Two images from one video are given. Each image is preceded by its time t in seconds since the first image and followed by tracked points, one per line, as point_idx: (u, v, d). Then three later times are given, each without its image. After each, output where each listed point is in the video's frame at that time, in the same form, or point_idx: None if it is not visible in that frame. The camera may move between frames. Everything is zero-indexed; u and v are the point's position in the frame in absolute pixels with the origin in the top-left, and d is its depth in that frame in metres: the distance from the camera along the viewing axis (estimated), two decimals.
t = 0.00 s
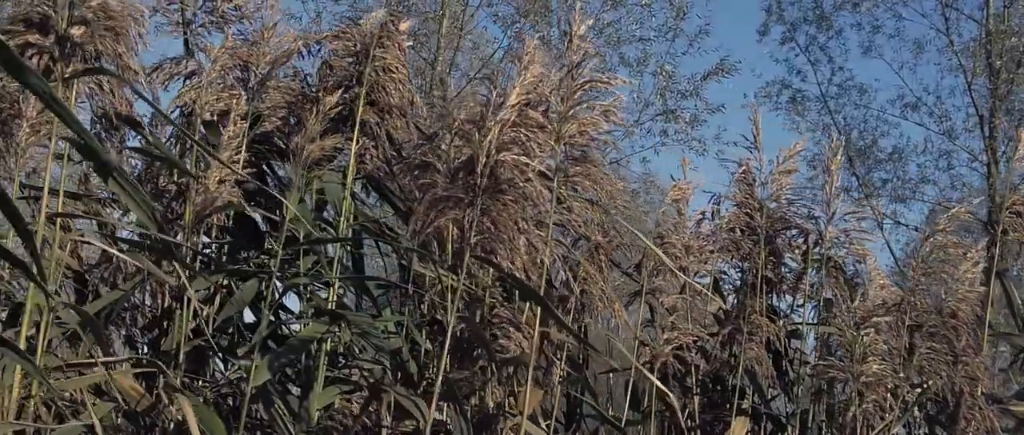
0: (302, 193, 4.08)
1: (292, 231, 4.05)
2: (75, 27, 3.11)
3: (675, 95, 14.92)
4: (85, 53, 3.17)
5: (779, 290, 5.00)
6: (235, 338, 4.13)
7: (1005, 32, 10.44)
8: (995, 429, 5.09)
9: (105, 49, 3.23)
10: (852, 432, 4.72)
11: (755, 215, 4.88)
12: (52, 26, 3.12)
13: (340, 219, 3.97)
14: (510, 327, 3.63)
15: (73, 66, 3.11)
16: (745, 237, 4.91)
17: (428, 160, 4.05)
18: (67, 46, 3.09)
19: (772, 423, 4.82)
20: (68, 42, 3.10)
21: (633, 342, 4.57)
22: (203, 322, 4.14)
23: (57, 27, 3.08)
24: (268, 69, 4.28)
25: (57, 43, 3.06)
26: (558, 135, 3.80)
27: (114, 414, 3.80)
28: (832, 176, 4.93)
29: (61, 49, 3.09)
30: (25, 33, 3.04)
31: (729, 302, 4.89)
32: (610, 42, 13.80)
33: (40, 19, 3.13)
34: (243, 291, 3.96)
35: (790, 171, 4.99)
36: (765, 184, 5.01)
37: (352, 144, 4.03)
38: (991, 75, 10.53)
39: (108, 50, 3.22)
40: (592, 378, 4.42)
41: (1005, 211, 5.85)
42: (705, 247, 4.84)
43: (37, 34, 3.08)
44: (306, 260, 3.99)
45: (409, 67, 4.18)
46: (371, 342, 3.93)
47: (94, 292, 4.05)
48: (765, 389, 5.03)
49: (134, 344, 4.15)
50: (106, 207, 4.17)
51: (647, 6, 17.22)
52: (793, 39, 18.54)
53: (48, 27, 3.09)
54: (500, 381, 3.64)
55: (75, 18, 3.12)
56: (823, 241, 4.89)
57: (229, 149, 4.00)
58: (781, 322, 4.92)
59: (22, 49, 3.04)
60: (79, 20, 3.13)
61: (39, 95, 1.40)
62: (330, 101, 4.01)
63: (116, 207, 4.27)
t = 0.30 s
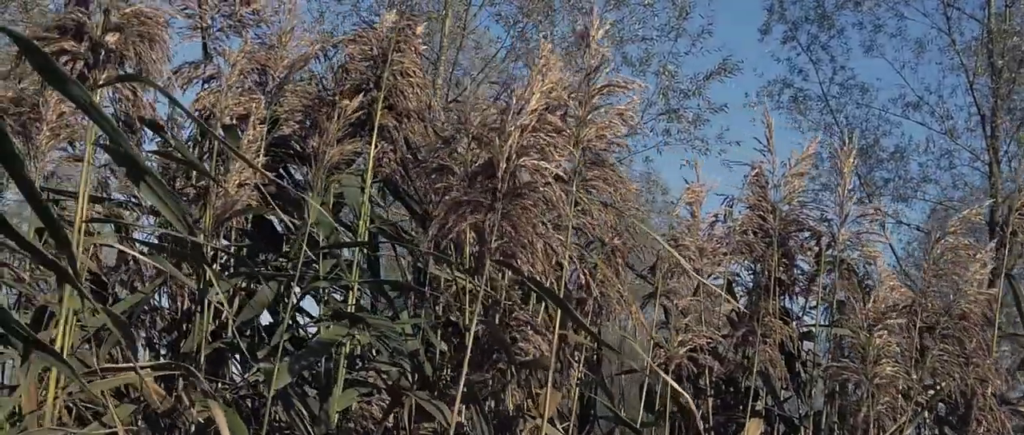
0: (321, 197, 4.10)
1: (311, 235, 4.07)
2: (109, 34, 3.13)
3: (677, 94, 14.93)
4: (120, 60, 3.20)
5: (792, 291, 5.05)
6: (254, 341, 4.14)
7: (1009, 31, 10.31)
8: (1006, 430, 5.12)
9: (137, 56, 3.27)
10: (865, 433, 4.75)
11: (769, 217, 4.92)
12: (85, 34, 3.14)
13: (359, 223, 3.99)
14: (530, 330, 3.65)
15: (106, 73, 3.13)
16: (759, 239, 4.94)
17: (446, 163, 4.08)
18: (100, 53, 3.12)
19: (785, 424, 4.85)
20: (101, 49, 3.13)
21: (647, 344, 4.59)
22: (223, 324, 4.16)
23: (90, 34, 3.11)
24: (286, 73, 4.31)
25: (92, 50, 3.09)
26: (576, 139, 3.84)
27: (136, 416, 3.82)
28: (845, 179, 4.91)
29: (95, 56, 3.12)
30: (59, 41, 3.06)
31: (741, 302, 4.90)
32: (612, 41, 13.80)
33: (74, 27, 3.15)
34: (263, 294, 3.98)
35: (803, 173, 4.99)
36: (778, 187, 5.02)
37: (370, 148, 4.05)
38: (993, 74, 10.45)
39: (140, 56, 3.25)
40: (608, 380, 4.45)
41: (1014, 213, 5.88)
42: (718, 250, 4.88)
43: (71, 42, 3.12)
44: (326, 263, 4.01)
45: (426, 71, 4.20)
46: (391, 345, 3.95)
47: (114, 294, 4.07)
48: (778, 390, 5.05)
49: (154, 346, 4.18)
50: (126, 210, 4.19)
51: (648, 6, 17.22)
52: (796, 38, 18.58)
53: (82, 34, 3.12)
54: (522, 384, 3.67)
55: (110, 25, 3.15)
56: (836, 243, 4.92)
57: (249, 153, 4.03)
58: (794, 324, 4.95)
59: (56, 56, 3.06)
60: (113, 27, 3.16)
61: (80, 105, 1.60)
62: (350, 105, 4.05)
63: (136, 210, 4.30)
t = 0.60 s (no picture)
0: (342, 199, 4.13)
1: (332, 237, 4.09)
2: (147, 39, 3.14)
3: (681, 95, 14.97)
4: (158, 65, 3.21)
5: (806, 293, 5.07)
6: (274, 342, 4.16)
7: (1011, 31, 10.50)
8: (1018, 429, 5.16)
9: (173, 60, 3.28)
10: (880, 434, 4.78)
11: (783, 219, 4.95)
12: (123, 38, 3.15)
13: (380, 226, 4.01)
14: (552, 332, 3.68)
15: (144, 78, 3.14)
16: (773, 240, 4.97)
17: (466, 166, 4.11)
18: (138, 58, 3.13)
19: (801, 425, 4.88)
20: (139, 54, 3.14)
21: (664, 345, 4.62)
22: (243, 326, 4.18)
23: (128, 39, 3.12)
24: (304, 76, 4.35)
25: (130, 55, 3.10)
26: (597, 142, 3.87)
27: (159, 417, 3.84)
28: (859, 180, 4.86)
29: (133, 61, 3.13)
30: (98, 46, 3.07)
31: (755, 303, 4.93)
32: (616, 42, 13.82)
33: (112, 31, 3.16)
34: (284, 296, 4.00)
35: (817, 175, 4.93)
36: (792, 189, 5.02)
37: (391, 150, 4.08)
38: (996, 74, 10.58)
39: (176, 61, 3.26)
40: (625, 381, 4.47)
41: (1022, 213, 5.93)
42: (733, 251, 4.90)
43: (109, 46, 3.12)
44: (347, 265, 4.03)
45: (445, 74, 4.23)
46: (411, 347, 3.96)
47: (134, 296, 4.08)
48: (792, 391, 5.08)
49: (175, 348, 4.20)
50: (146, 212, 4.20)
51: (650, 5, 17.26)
52: (796, 38, 18.65)
53: (120, 39, 3.13)
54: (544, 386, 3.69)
55: (148, 30, 3.16)
56: (850, 245, 4.96)
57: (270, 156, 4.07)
58: (808, 325, 4.98)
59: (95, 60, 3.07)
60: (151, 32, 3.17)
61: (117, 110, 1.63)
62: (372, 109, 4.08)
63: (155, 212, 4.31)
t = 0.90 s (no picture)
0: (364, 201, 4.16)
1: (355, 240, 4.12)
2: (184, 44, 3.19)
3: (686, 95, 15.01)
4: (193, 70, 3.26)
5: (821, 295, 5.10)
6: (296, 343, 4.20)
7: (1015, 31, 10.50)
8: None
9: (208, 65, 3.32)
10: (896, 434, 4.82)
11: (798, 220, 4.99)
12: (160, 43, 3.20)
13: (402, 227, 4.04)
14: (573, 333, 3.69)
15: (180, 82, 3.18)
16: (789, 242, 5.01)
17: (487, 169, 4.15)
18: (175, 63, 3.17)
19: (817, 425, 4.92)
20: (175, 58, 3.19)
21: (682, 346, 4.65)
22: (266, 327, 4.21)
23: (165, 44, 3.16)
24: (325, 79, 4.46)
25: (167, 59, 3.14)
26: (618, 145, 3.87)
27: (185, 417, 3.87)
28: (874, 182, 4.92)
29: (169, 65, 3.17)
30: (136, 50, 3.11)
31: (770, 304, 4.97)
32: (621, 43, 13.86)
33: (149, 36, 3.20)
34: (306, 297, 4.02)
35: (832, 177, 4.99)
36: (807, 190, 5.05)
37: (412, 152, 4.09)
38: (1000, 73, 10.61)
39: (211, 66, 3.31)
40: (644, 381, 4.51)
41: None
42: (748, 252, 4.94)
43: (146, 51, 3.16)
44: (369, 267, 4.05)
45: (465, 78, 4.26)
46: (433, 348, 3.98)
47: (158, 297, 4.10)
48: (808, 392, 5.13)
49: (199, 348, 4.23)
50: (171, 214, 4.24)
51: (655, 5, 17.32)
52: (801, 37, 18.67)
53: (157, 44, 3.17)
54: (567, 387, 3.72)
55: (185, 35, 3.20)
56: (865, 246, 5.00)
57: (292, 158, 4.13)
58: (824, 326, 5.01)
59: (133, 65, 3.11)
60: (188, 38, 3.21)
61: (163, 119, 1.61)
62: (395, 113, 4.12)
63: (179, 214, 4.35)
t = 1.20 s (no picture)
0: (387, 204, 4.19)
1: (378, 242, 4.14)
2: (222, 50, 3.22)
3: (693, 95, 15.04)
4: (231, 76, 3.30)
5: (837, 296, 5.14)
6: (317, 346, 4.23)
7: (1021, 31, 10.51)
8: None
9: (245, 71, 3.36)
10: None
11: (815, 222, 5.02)
12: (198, 49, 3.23)
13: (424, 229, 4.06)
14: (598, 335, 3.72)
15: (217, 87, 3.22)
16: (806, 244, 5.05)
17: (509, 172, 4.19)
18: (213, 69, 3.21)
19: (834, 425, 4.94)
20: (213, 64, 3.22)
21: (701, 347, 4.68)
22: (290, 328, 4.25)
23: (203, 50, 3.20)
24: (346, 83, 4.55)
25: (205, 65, 3.18)
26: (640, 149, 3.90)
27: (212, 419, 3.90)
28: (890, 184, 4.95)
29: (207, 71, 3.21)
30: (174, 56, 3.15)
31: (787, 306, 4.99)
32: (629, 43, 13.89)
33: (187, 42, 3.24)
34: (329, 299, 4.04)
35: (850, 180, 5.01)
36: (824, 192, 5.08)
37: (436, 155, 4.14)
38: (1007, 73, 10.63)
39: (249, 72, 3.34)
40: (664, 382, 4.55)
41: None
42: (765, 254, 4.96)
43: (184, 57, 3.20)
44: (392, 269, 4.07)
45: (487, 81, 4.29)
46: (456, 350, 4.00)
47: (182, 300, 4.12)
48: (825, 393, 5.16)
49: (223, 350, 4.26)
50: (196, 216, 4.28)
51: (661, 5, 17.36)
52: (808, 36, 18.69)
53: (194, 51, 3.21)
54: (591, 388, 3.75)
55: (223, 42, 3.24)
56: (882, 248, 5.03)
57: (317, 162, 4.18)
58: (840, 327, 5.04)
59: (171, 71, 3.15)
60: (225, 44, 3.26)
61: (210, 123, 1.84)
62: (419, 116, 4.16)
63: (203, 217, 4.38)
